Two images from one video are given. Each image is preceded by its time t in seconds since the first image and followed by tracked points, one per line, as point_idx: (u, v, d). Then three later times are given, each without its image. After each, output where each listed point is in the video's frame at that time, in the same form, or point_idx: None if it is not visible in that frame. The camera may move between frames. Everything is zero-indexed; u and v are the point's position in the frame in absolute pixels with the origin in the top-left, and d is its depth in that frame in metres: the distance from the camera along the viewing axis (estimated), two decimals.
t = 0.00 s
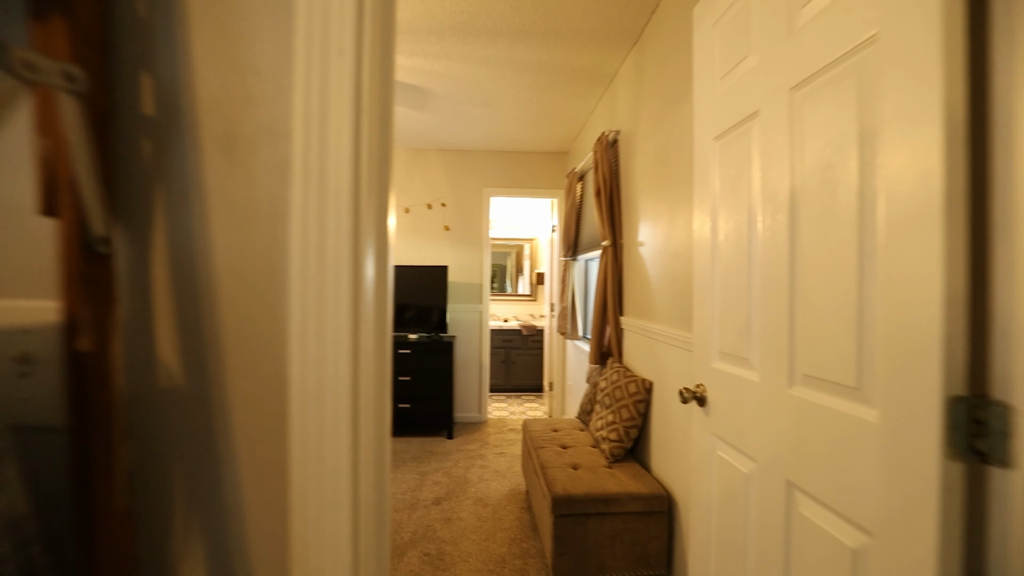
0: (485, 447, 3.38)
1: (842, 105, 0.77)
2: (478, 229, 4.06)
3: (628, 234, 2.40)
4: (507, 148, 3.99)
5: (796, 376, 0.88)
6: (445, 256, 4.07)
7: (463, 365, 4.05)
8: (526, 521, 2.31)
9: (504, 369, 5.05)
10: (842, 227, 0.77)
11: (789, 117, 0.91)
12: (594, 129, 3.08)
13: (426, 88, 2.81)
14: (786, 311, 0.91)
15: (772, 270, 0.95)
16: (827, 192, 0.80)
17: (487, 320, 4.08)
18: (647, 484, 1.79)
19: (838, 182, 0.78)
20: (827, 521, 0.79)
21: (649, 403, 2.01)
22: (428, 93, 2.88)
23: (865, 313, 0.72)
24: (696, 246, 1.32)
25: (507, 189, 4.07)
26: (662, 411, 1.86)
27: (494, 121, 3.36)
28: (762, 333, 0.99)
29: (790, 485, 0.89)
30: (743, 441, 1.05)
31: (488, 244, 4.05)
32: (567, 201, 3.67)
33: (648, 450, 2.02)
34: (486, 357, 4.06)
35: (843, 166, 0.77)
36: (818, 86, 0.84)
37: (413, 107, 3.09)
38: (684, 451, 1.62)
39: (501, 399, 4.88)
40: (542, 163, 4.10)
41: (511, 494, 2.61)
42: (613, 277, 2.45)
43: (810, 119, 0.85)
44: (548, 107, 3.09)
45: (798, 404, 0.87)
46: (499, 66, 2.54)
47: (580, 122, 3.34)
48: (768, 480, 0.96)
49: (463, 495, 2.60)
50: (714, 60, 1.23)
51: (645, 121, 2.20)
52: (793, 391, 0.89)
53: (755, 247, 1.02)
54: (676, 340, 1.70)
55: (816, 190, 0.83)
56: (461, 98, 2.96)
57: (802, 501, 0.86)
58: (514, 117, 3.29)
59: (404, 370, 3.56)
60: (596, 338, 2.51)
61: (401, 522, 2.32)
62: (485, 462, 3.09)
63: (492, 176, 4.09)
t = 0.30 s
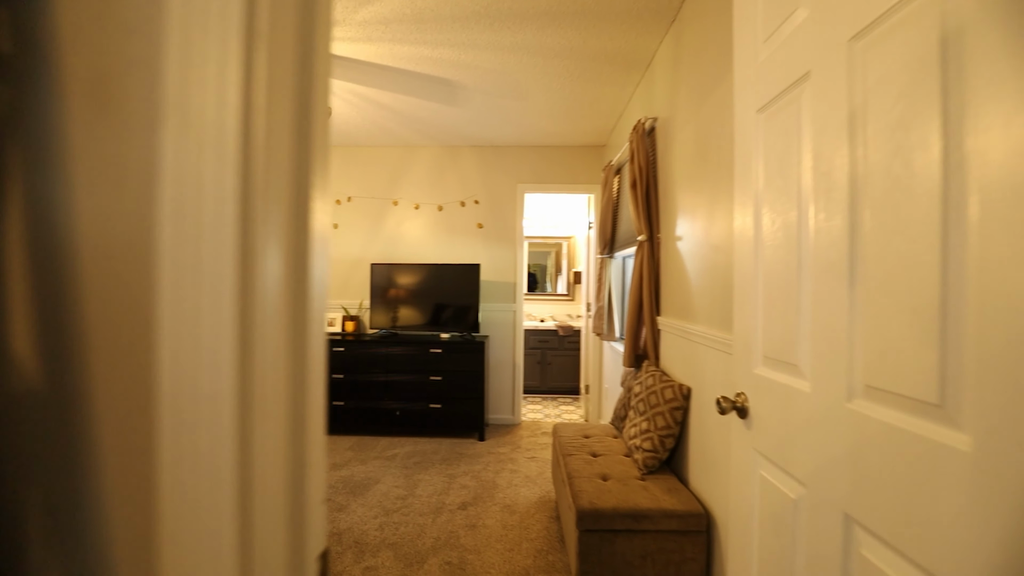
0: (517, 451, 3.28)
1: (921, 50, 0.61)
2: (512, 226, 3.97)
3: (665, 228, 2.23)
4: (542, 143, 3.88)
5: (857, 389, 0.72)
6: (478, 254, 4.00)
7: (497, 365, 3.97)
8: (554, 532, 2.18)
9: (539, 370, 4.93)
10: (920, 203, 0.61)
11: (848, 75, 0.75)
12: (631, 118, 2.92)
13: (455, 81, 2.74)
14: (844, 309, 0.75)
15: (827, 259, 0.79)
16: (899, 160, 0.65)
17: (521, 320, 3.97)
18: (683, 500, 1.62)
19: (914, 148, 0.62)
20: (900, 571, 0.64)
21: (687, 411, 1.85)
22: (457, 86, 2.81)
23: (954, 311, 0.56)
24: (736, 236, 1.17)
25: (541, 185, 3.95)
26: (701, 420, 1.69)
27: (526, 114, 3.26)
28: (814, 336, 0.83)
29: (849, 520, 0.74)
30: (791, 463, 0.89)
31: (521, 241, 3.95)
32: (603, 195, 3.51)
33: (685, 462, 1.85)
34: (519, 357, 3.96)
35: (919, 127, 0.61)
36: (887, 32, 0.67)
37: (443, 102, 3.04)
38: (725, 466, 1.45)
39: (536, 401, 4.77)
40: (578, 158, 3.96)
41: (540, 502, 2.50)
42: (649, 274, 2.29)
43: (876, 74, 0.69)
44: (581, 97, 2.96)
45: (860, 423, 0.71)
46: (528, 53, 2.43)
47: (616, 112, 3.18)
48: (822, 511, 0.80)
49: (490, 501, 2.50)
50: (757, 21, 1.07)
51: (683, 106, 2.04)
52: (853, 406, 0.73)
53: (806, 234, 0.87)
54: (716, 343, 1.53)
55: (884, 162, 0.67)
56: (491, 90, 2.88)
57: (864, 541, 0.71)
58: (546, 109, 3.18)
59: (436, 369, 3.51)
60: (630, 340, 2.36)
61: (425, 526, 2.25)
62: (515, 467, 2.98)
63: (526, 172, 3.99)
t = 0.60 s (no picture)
0: (542, 454, 3.18)
1: None
2: (538, 223, 3.87)
3: (697, 221, 2.08)
4: (570, 136, 3.76)
5: (923, 404, 0.59)
6: (505, 251, 3.92)
7: (523, 365, 3.88)
8: (577, 542, 2.08)
9: (568, 370, 4.81)
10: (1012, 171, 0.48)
11: (909, 21, 0.62)
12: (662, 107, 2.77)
13: (477, 73, 2.66)
14: (908, 306, 0.62)
15: (884, 247, 0.66)
16: (983, 119, 0.51)
17: (547, 319, 3.87)
18: (715, 516, 1.49)
19: (1002, 102, 0.49)
20: None
21: (720, 418, 1.71)
22: (479, 78, 2.73)
23: None
24: (773, 225, 1.04)
25: (569, 180, 3.83)
26: (734, 429, 1.55)
27: (552, 106, 3.15)
28: (868, 339, 0.70)
29: (910, 562, 0.61)
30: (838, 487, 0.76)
31: (548, 238, 3.84)
32: (633, 190, 3.37)
33: (718, 474, 1.71)
34: (546, 358, 3.85)
35: (1014, 74, 0.48)
36: None
37: (466, 95, 2.98)
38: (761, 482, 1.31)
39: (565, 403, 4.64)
40: (607, 151, 3.82)
41: (564, 509, 2.39)
42: (680, 271, 2.14)
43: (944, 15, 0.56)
44: (609, 85, 2.83)
45: (927, 447, 0.58)
46: (550, 40, 2.33)
47: (647, 101, 3.04)
48: (875, 547, 0.67)
49: (511, 506, 2.42)
50: None
51: (716, 89, 1.89)
52: (916, 425, 0.60)
53: (856, 218, 0.74)
54: (752, 345, 1.40)
55: (960, 124, 0.54)
56: (514, 82, 2.79)
57: None
58: (573, 100, 3.06)
59: (460, 369, 3.44)
60: (660, 340, 2.21)
61: (443, 531, 2.18)
62: (539, 471, 2.89)
63: (553, 167, 3.87)
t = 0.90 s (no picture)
0: (568, 460, 3.07)
1: None
2: (565, 221, 3.76)
3: (733, 215, 1.94)
4: (598, 131, 3.63)
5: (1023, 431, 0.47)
6: (531, 250, 3.82)
7: (550, 367, 3.78)
8: (602, 557, 1.97)
9: (597, 373, 4.68)
10: None
11: None
12: (695, 96, 2.62)
13: (499, 66, 2.59)
14: (1005, 308, 0.49)
15: (971, 235, 0.54)
16: None
17: (575, 320, 3.75)
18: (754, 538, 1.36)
19: None
20: None
21: (759, 429, 1.56)
22: (502, 71, 2.65)
23: None
24: (821, 215, 0.91)
25: (597, 176, 3.71)
26: (776, 443, 1.41)
27: (579, 99, 3.04)
28: (949, 348, 0.57)
29: None
30: (906, 524, 0.64)
31: (576, 237, 3.73)
32: (665, 185, 3.22)
33: (756, 490, 1.57)
34: (574, 360, 3.74)
35: None
36: None
37: (489, 90, 2.90)
38: (807, 503, 1.18)
39: (594, 406, 4.51)
40: (637, 146, 3.67)
41: (590, 520, 2.28)
42: (714, 269, 2.00)
43: None
44: (638, 75, 2.70)
45: None
46: (574, 29, 2.23)
47: (679, 91, 2.89)
48: None
49: (534, 515, 2.32)
50: None
51: (754, 72, 1.74)
52: (1014, 458, 0.47)
53: (929, 202, 0.61)
54: (796, 350, 1.26)
55: None
56: (539, 74, 2.69)
57: None
58: (600, 92, 2.95)
59: (485, 371, 3.36)
60: (692, 344, 2.08)
61: (463, 539, 2.11)
62: (565, 478, 2.78)
63: (581, 163, 3.76)
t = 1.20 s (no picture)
0: (592, 467, 2.94)
1: None
2: (590, 218, 3.64)
3: (769, 209, 1.79)
4: (624, 124, 3.49)
5: None
6: (554, 249, 3.71)
7: (574, 370, 3.66)
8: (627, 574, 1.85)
9: (623, 376, 4.53)
10: None
11: None
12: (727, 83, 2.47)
13: (519, 56, 2.49)
14: None
15: None
16: None
17: (600, 321, 3.62)
18: (795, 565, 1.22)
19: None
20: None
21: (800, 443, 1.42)
22: (523, 62, 2.56)
23: None
24: (879, 203, 0.78)
25: (623, 172, 3.57)
26: (822, 460, 1.27)
27: (604, 91, 2.92)
28: None
29: None
30: None
31: (601, 234, 3.60)
32: (694, 180, 3.06)
33: (798, 510, 1.43)
34: (598, 362, 3.61)
35: None
36: None
37: (510, 83, 2.81)
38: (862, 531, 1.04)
39: (620, 411, 4.36)
40: (666, 140, 3.52)
41: (614, 534, 2.16)
42: (749, 267, 1.85)
43: None
44: (666, 63, 2.56)
45: None
46: (597, 15, 2.12)
47: (710, 79, 2.73)
48: None
49: (555, 526, 2.22)
50: None
51: (793, 53, 1.60)
52: None
53: None
54: (848, 358, 1.12)
55: None
56: (561, 65, 2.59)
57: None
58: (626, 83, 2.82)
59: (507, 373, 3.27)
60: (725, 347, 1.93)
61: (480, 550, 2.02)
62: (588, 486, 2.66)
63: (606, 159, 3.62)
